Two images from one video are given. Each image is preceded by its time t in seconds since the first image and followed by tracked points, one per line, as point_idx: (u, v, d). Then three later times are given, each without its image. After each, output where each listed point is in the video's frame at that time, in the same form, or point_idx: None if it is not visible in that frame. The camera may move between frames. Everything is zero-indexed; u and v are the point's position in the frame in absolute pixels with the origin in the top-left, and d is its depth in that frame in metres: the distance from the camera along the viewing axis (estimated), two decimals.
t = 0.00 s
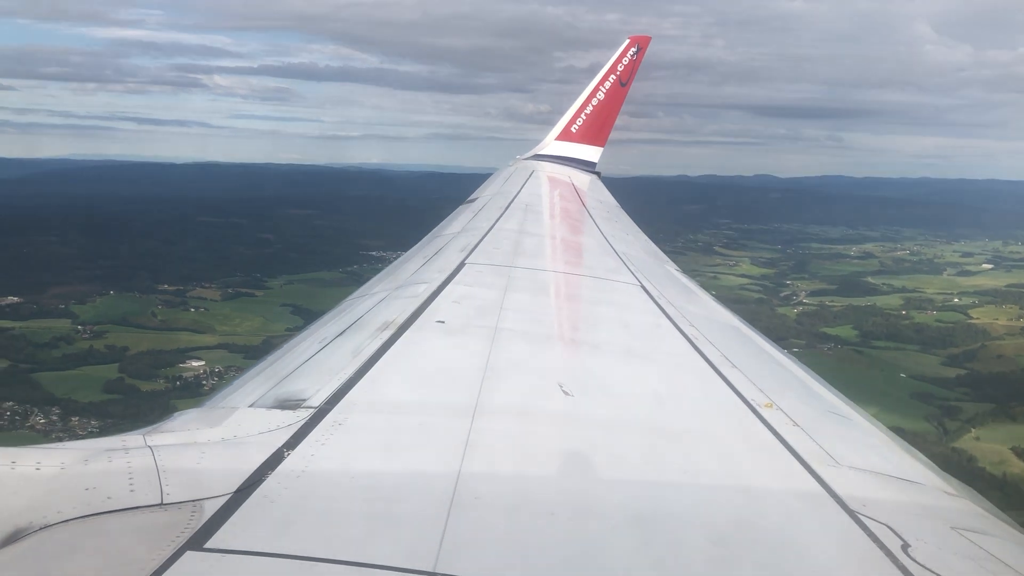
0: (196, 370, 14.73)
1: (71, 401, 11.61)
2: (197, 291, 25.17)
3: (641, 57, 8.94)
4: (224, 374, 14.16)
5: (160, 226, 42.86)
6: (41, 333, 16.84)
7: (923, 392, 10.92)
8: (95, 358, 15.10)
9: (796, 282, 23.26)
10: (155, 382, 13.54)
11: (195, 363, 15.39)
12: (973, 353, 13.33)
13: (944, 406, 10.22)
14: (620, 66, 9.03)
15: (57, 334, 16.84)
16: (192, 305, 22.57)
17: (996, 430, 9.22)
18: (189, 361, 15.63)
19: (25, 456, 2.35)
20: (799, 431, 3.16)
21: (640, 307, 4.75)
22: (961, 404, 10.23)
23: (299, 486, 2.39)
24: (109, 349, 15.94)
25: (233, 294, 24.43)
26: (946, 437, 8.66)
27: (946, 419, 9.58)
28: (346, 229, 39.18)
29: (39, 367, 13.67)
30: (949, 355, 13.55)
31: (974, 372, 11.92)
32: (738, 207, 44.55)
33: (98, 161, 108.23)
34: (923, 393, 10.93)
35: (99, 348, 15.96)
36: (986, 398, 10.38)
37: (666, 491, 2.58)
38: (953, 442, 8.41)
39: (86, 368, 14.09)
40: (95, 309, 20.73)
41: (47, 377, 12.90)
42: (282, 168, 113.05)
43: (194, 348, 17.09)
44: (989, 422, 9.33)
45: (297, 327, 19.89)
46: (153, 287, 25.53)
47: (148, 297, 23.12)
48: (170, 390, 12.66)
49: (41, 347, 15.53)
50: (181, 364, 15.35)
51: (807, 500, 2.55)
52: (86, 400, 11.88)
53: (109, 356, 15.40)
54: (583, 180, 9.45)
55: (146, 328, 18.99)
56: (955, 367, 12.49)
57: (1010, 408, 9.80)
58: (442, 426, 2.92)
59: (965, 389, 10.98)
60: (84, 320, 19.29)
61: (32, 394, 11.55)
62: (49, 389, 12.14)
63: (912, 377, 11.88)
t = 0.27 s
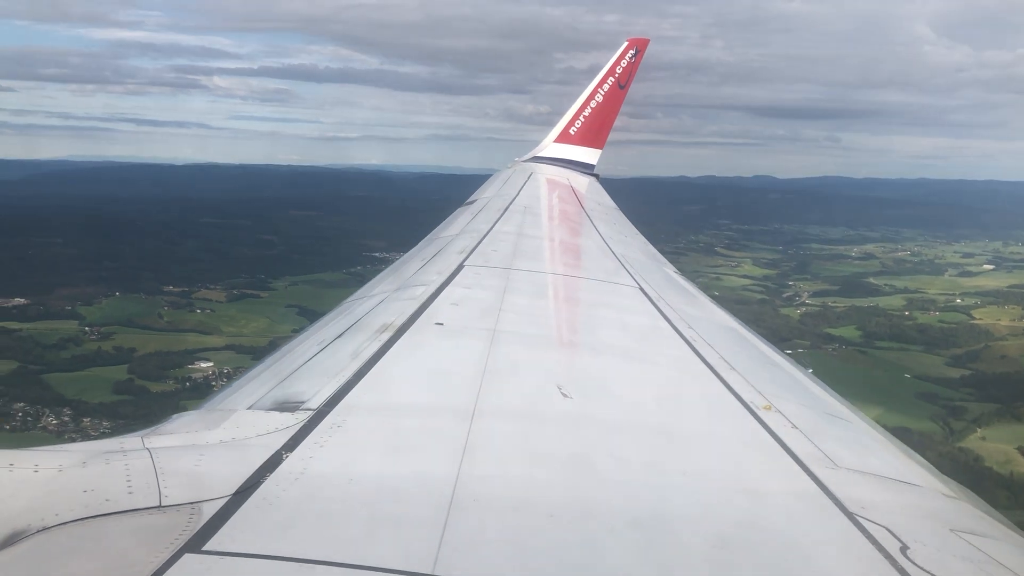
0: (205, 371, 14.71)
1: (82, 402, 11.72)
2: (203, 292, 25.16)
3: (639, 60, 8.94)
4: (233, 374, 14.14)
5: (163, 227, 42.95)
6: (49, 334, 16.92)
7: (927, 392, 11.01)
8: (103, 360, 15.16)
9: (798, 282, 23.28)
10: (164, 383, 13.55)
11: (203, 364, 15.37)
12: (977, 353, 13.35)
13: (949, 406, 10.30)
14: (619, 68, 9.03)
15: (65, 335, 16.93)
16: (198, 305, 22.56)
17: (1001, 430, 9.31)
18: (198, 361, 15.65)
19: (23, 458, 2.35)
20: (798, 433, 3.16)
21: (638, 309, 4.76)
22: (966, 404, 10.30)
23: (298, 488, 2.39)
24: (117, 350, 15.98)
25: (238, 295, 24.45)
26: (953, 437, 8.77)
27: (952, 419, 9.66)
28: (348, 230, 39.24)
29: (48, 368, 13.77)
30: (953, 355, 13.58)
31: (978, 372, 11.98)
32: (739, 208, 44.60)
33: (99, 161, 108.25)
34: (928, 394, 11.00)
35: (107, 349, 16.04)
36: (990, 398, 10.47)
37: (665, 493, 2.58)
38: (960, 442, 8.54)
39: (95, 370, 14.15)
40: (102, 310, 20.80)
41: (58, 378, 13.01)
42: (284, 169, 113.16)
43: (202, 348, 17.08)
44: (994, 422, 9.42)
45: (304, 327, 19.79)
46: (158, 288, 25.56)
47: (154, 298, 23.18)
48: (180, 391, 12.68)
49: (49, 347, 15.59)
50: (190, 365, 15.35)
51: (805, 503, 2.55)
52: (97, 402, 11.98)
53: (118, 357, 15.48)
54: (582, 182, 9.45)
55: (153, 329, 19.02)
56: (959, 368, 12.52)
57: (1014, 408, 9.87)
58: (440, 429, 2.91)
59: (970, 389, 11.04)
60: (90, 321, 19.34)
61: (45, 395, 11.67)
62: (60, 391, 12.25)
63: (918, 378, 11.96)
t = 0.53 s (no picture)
0: (213, 373, 14.61)
1: (91, 405, 11.87)
2: (208, 294, 25.17)
3: (636, 63, 8.94)
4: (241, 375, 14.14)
5: (166, 229, 43.09)
6: (55, 337, 17.05)
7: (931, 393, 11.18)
8: (110, 362, 15.25)
9: (800, 284, 23.32)
10: (173, 385, 13.59)
11: (211, 366, 15.37)
12: (980, 354, 13.41)
13: (954, 407, 10.42)
14: (616, 71, 9.05)
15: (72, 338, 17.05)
16: (203, 308, 22.55)
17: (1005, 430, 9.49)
18: (206, 364, 15.51)
19: (19, 461, 2.34)
20: (796, 436, 3.16)
21: (636, 312, 4.76)
22: (971, 405, 10.44)
23: (294, 492, 2.39)
24: (124, 353, 16.06)
25: (243, 297, 24.33)
26: (959, 437, 8.98)
27: (957, 419, 9.80)
28: (349, 232, 39.29)
29: (56, 370, 13.90)
30: (957, 356, 13.66)
31: (982, 373, 12.09)
32: (740, 209, 44.65)
33: (100, 164, 108.34)
34: (933, 394, 11.09)
35: (114, 352, 16.15)
36: (994, 399, 10.64)
37: (664, 496, 2.58)
38: (966, 442, 8.73)
39: (103, 373, 14.25)
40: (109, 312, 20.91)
41: (66, 381, 13.15)
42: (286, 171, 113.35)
43: (210, 350, 17.08)
44: (999, 423, 9.59)
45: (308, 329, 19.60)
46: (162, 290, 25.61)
47: (160, 301, 23.26)
48: (189, 393, 12.74)
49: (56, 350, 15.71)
50: (199, 366, 15.34)
51: (803, 505, 2.56)
52: (107, 404, 12.12)
53: (125, 359, 15.59)
54: (580, 185, 9.46)
55: (159, 332, 19.07)
56: (963, 369, 12.61)
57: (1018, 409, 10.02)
58: (437, 431, 2.91)
59: (975, 389, 11.11)
60: (96, 324, 19.44)
61: (56, 398, 11.84)
62: (69, 393, 12.42)
63: (922, 379, 12.06)
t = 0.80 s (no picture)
0: (223, 377, 14.55)
1: (102, 408, 12.04)
2: (213, 297, 25.22)
3: (635, 66, 8.96)
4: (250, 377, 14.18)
5: (170, 232, 43.29)
6: (63, 340, 17.19)
7: (937, 394, 11.26)
8: (118, 366, 15.41)
9: (803, 286, 23.35)
10: (183, 388, 13.70)
11: (220, 368, 15.40)
12: (984, 355, 13.43)
13: (960, 408, 10.53)
14: (615, 74, 9.06)
15: (80, 341, 17.20)
16: (209, 311, 22.58)
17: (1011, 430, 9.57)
18: (214, 368, 15.49)
19: (18, 465, 2.34)
20: (796, 438, 3.15)
21: (636, 314, 4.76)
22: (977, 406, 10.50)
23: (293, 495, 2.39)
24: (133, 356, 16.21)
25: (249, 300, 24.32)
26: (965, 438, 9.06)
27: (963, 420, 9.92)
28: (352, 235, 39.39)
29: (65, 374, 14.05)
30: (961, 357, 13.70)
31: (987, 374, 12.13)
32: (742, 212, 44.75)
33: (102, 168, 108.71)
34: (940, 396, 11.17)
35: (122, 356, 16.30)
36: (999, 400, 10.71)
37: (664, 498, 2.58)
38: (973, 443, 8.82)
39: (113, 377, 14.43)
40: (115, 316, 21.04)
41: (76, 385, 13.30)
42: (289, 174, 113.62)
43: (219, 353, 17.12)
44: (1005, 424, 9.66)
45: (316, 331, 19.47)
46: (167, 293, 25.70)
47: (166, 304, 23.37)
48: (198, 395, 12.86)
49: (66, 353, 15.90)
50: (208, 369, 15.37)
51: (804, 507, 2.55)
52: (117, 408, 12.29)
53: (133, 362, 15.73)
54: (579, 188, 9.47)
55: (167, 335, 19.18)
56: (969, 370, 12.64)
57: None
58: (436, 435, 2.91)
59: (980, 391, 11.16)
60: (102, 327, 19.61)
61: (68, 402, 12.03)
62: (80, 397, 12.60)
63: (928, 381, 12.14)
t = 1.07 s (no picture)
0: (234, 379, 14.52)
1: (116, 410, 12.14)
2: (221, 299, 25.26)
3: (636, 68, 8.98)
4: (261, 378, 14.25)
5: (176, 235, 43.46)
6: (74, 343, 17.33)
7: (946, 395, 11.28)
8: (130, 368, 15.55)
9: (807, 288, 23.38)
10: (196, 390, 13.80)
11: (231, 371, 15.46)
12: (991, 356, 13.43)
13: (969, 409, 10.55)
14: (615, 77, 9.07)
15: (91, 344, 17.34)
16: (217, 313, 22.63)
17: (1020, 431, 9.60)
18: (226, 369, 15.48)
19: (21, 467, 2.35)
20: (797, 440, 3.16)
21: (637, 317, 4.77)
22: (985, 407, 10.52)
23: (296, 497, 2.39)
24: (144, 359, 16.34)
25: (257, 303, 24.30)
26: (974, 439, 9.10)
27: (972, 421, 9.94)
28: (356, 237, 39.45)
29: (77, 376, 14.17)
30: (968, 358, 13.70)
31: (994, 375, 12.13)
32: (745, 214, 44.76)
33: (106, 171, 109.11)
34: (948, 397, 11.20)
35: (133, 358, 16.40)
36: (1007, 401, 10.73)
37: (666, 501, 2.58)
38: (982, 445, 8.85)
39: (125, 379, 14.58)
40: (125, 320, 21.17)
41: (88, 387, 13.43)
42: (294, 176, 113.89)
43: (230, 355, 17.18)
44: (1014, 424, 9.68)
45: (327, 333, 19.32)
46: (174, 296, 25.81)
47: (175, 307, 23.45)
48: (210, 397, 12.96)
49: (77, 356, 16.06)
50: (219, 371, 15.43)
51: (804, 509, 2.55)
52: (131, 410, 12.39)
53: (144, 365, 15.84)
54: (580, 190, 9.47)
55: (176, 337, 19.27)
56: (976, 371, 12.64)
57: None
58: (436, 437, 2.91)
59: (988, 392, 11.18)
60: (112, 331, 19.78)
61: (82, 404, 12.15)
62: (93, 399, 12.73)
63: (935, 382, 12.16)
